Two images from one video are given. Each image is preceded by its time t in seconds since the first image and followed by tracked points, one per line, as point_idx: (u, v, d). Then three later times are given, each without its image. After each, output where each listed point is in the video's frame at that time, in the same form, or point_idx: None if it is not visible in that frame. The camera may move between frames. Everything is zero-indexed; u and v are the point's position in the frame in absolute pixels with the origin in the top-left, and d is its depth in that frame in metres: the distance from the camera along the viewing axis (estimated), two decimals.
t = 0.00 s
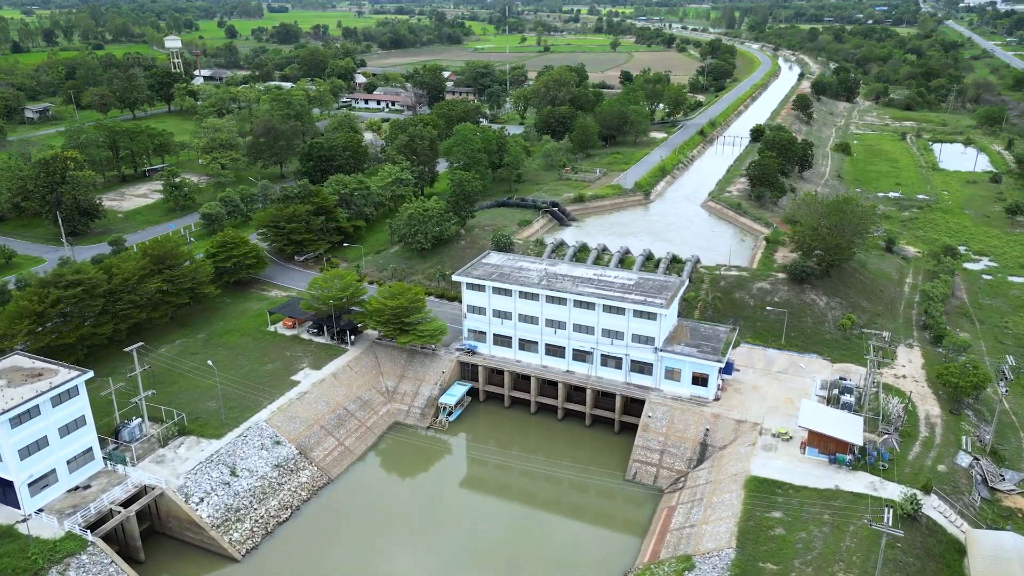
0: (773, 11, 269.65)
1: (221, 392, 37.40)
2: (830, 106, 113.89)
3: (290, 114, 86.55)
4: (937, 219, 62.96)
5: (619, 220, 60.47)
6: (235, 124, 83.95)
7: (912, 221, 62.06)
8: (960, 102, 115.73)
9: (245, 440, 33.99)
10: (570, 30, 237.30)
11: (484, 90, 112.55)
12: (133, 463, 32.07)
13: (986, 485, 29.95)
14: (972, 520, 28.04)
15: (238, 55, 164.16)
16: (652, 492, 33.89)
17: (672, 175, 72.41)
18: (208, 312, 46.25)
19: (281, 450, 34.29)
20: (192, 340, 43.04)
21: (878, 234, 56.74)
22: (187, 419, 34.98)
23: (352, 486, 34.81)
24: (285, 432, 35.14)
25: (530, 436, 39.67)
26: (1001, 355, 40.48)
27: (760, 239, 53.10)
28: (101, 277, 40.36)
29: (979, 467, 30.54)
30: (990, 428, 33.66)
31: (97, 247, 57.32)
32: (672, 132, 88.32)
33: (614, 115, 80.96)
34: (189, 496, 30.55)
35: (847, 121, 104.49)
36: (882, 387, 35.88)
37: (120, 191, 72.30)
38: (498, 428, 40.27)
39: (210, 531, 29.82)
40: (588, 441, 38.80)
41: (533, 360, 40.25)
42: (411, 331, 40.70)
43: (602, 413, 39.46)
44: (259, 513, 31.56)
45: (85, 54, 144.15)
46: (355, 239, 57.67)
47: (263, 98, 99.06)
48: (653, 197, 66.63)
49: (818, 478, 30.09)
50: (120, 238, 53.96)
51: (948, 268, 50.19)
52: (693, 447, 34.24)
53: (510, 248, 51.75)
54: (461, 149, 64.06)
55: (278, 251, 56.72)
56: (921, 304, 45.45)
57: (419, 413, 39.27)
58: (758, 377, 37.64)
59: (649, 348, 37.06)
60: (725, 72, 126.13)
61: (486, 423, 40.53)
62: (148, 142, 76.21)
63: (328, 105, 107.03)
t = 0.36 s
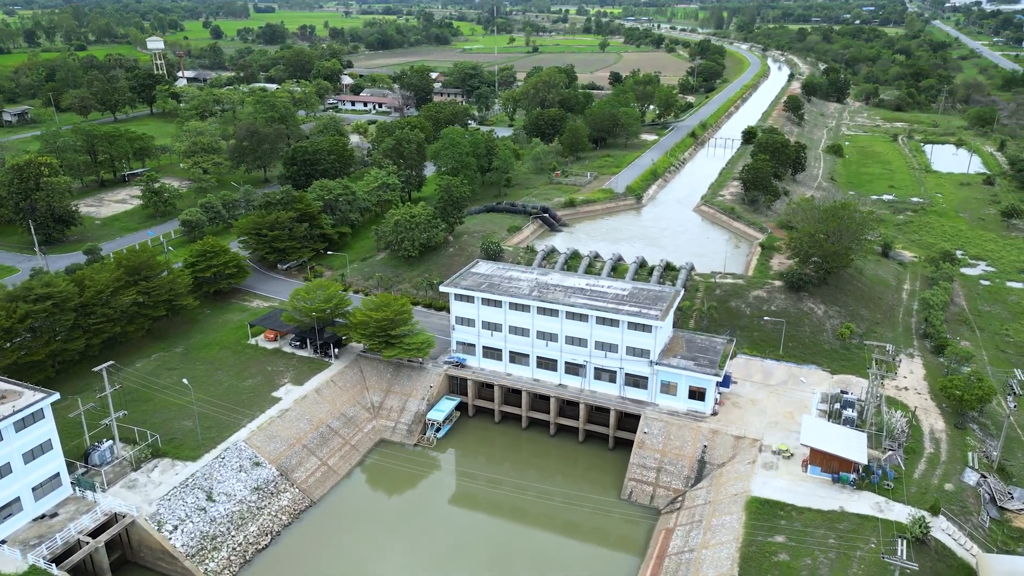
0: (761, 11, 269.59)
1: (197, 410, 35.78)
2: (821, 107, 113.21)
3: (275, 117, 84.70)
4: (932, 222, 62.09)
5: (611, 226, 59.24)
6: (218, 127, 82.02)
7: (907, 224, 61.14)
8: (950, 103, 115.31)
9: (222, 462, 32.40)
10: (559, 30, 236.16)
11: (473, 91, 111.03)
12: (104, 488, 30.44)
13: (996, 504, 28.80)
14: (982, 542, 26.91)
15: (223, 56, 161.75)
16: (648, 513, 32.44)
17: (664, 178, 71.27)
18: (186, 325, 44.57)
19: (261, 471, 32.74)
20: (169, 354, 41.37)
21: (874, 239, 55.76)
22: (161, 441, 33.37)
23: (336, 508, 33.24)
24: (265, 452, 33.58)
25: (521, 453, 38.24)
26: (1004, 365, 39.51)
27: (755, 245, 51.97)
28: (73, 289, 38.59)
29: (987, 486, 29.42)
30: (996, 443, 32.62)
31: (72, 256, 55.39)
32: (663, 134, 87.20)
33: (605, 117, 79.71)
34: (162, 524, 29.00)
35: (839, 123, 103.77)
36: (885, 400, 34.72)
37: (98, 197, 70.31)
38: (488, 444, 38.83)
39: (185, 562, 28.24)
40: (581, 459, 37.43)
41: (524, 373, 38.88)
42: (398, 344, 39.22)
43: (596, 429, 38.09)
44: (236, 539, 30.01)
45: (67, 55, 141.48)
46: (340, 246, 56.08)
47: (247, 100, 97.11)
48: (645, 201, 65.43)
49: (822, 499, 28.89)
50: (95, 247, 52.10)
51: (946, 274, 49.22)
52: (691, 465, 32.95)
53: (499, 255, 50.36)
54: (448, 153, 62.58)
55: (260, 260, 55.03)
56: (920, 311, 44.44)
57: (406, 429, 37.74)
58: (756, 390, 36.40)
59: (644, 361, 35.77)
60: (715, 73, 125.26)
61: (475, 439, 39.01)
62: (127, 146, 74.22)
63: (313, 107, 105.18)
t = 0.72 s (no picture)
0: (749, 11, 269.58)
1: (172, 430, 34.19)
2: (811, 108, 112.54)
3: (258, 119, 82.82)
4: (928, 226, 61.28)
5: (603, 231, 58.01)
6: (199, 130, 80.11)
7: (902, 228, 60.28)
8: (940, 103, 114.97)
9: (197, 487, 30.84)
10: (547, 31, 234.82)
11: (461, 92, 109.56)
12: (71, 516, 28.84)
13: (1006, 525, 27.70)
14: (993, 567, 25.79)
15: (207, 57, 159.28)
16: (645, 534, 31.06)
17: (655, 182, 70.17)
18: (163, 338, 42.91)
19: (238, 495, 31.18)
20: (145, 370, 39.72)
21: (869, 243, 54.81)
22: (133, 464, 31.81)
23: (321, 531, 31.69)
24: (243, 475, 32.03)
25: (512, 471, 36.83)
26: (1006, 375, 38.58)
27: (750, 251, 50.89)
28: (43, 304, 36.77)
29: (995, 505, 28.34)
30: (1002, 458, 31.59)
31: (46, 265, 53.46)
32: (654, 136, 86.05)
33: (595, 120, 78.48)
34: (133, 554, 27.43)
35: (830, 124, 103.15)
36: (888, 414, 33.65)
37: (75, 203, 68.29)
38: (477, 460, 37.44)
39: None
40: (574, 475, 36.13)
41: (515, 387, 37.53)
42: (384, 358, 37.75)
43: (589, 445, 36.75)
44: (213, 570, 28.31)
45: (47, 57, 138.67)
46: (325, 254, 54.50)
47: (230, 102, 95.15)
48: (636, 206, 64.25)
49: (826, 522, 27.70)
50: (69, 257, 50.22)
51: (944, 279, 48.30)
52: (689, 484, 31.64)
53: (488, 263, 48.97)
54: (435, 157, 61.16)
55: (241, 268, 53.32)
56: (920, 319, 43.44)
57: (392, 447, 36.23)
58: (754, 404, 35.23)
59: (639, 376, 34.49)
60: (705, 74, 124.40)
61: (464, 455, 37.61)
62: (105, 151, 72.18)
63: (298, 109, 103.33)
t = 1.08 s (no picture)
0: (737, 11, 269.53)
1: (145, 452, 32.56)
2: (801, 108, 111.89)
3: (241, 122, 80.94)
4: (922, 229, 60.42)
5: (594, 237, 56.72)
6: (180, 133, 78.20)
7: (897, 231, 59.42)
8: (930, 103, 114.59)
9: (170, 514, 29.27)
10: (536, 31, 233.48)
11: (449, 94, 108.03)
12: (36, 548, 27.22)
13: (1018, 548, 26.54)
14: None
15: (191, 58, 156.78)
16: (643, 557, 29.69)
17: (646, 186, 69.00)
18: (139, 353, 41.22)
19: (214, 522, 29.58)
20: (118, 387, 37.98)
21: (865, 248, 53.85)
22: (104, 490, 30.22)
23: (303, 557, 30.12)
24: (220, 499, 30.46)
25: (503, 489, 35.44)
26: (1008, 385, 37.61)
27: (744, 258, 49.75)
28: (10, 319, 35.03)
29: (1006, 526, 27.21)
30: (1010, 475, 30.52)
31: (17, 276, 51.54)
32: (644, 139, 84.91)
33: (584, 122, 77.24)
34: None
35: (820, 125, 102.50)
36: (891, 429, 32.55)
37: (51, 210, 66.27)
38: (466, 479, 35.99)
39: None
40: (567, 493, 34.77)
41: (505, 403, 36.13)
42: (368, 374, 36.23)
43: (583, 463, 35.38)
44: None
45: (25, 58, 135.89)
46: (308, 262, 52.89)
47: (213, 104, 93.19)
48: (628, 210, 63.05)
49: (831, 546, 26.50)
50: (42, 267, 48.37)
51: (942, 285, 47.36)
52: (687, 505, 30.28)
53: (477, 271, 47.52)
54: (422, 162, 59.67)
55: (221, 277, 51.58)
56: (919, 327, 42.42)
57: (377, 467, 34.67)
58: (753, 419, 34.02)
59: (634, 391, 33.20)
60: (695, 75, 123.50)
61: (452, 473, 36.15)
62: (83, 155, 70.17)
63: (283, 111, 101.48)
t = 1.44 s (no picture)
0: (725, 11, 269.38)
1: (117, 476, 30.98)
2: (792, 109, 111.16)
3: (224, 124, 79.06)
4: (918, 233, 59.57)
5: (585, 243, 55.42)
6: (161, 136, 76.25)
7: (892, 235, 58.54)
8: (920, 104, 114.15)
9: (141, 544, 27.71)
10: (525, 31, 232.06)
11: (437, 95, 106.42)
12: None
13: None
14: None
15: (174, 59, 154.24)
16: None
17: (638, 190, 67.79)
18: (113, 368, 39.55)
19: (188, 551, 28.03)
20: (90, 406, 36.31)
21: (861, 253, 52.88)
22: (71, 519, 28.63)
23: None
24: (194, 527, 28.91)
25: (493, 509, 34.07)
26: (1012, 395, 36.64)
27: (739, 265, 48.59)
28: None
29: (1018, 549, 26.17)
30: (1018, 493, 29.49)
31: None
32: (635, 141, 83.71)
33: (574, 124, 75.98)
34: None
35: (812, 126, 101.76)
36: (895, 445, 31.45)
37: (26, 216, 64.25)
38: (454, 498, 34.57)
39: None
40: (559, 513, 33.50)
41: (495, 420, 34.74)
42: (352, 391, 34.69)
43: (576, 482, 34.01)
44: None
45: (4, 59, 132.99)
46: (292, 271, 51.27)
47: (196, 106, 91.18)
48: (619, 214, 61.82)
49: (837, 573, 25.33)
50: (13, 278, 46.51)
51: (941, 291, 46.39)
52: (685, 528, 28.98)
53: (465, 281, 46.08)
54: (409, 166, 58.16)
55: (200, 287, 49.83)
56: (919, 336, 41.41)
57: (362, 488, 33.14)
58: (753, 435, 32.80)
59: (630, 408, 31.89)
60: (685, 75, 122.54)
61: (440, 493, 34.75)
62: (60, 159, 68.14)
63: (267, 113, 99.58)
